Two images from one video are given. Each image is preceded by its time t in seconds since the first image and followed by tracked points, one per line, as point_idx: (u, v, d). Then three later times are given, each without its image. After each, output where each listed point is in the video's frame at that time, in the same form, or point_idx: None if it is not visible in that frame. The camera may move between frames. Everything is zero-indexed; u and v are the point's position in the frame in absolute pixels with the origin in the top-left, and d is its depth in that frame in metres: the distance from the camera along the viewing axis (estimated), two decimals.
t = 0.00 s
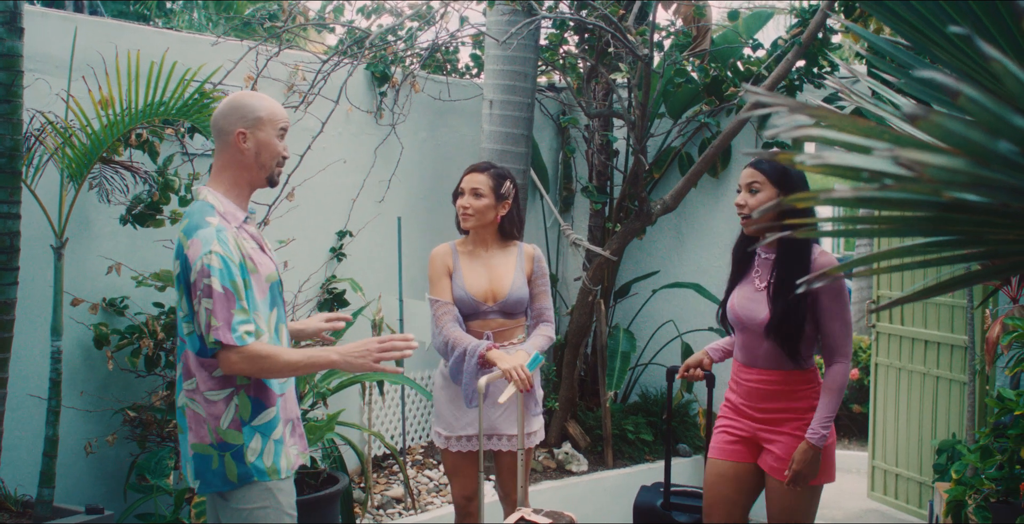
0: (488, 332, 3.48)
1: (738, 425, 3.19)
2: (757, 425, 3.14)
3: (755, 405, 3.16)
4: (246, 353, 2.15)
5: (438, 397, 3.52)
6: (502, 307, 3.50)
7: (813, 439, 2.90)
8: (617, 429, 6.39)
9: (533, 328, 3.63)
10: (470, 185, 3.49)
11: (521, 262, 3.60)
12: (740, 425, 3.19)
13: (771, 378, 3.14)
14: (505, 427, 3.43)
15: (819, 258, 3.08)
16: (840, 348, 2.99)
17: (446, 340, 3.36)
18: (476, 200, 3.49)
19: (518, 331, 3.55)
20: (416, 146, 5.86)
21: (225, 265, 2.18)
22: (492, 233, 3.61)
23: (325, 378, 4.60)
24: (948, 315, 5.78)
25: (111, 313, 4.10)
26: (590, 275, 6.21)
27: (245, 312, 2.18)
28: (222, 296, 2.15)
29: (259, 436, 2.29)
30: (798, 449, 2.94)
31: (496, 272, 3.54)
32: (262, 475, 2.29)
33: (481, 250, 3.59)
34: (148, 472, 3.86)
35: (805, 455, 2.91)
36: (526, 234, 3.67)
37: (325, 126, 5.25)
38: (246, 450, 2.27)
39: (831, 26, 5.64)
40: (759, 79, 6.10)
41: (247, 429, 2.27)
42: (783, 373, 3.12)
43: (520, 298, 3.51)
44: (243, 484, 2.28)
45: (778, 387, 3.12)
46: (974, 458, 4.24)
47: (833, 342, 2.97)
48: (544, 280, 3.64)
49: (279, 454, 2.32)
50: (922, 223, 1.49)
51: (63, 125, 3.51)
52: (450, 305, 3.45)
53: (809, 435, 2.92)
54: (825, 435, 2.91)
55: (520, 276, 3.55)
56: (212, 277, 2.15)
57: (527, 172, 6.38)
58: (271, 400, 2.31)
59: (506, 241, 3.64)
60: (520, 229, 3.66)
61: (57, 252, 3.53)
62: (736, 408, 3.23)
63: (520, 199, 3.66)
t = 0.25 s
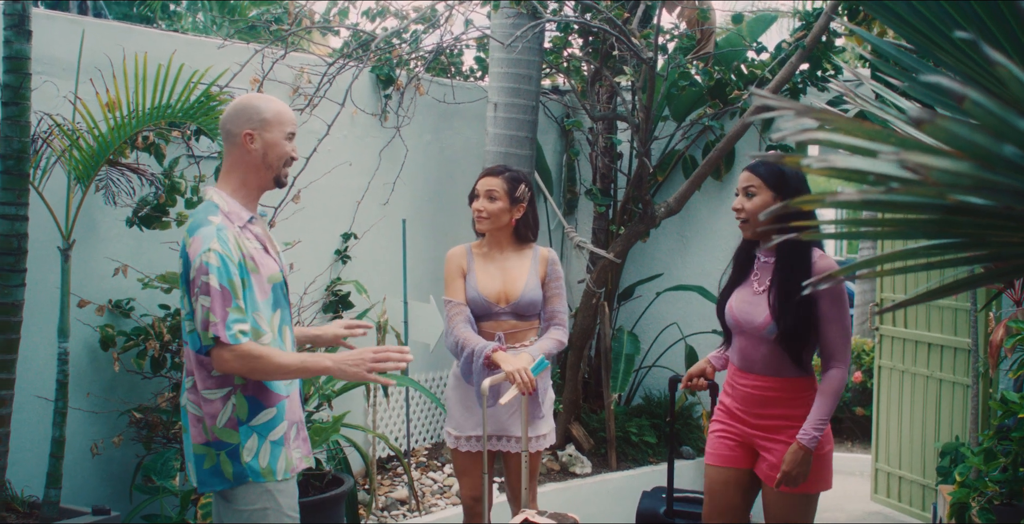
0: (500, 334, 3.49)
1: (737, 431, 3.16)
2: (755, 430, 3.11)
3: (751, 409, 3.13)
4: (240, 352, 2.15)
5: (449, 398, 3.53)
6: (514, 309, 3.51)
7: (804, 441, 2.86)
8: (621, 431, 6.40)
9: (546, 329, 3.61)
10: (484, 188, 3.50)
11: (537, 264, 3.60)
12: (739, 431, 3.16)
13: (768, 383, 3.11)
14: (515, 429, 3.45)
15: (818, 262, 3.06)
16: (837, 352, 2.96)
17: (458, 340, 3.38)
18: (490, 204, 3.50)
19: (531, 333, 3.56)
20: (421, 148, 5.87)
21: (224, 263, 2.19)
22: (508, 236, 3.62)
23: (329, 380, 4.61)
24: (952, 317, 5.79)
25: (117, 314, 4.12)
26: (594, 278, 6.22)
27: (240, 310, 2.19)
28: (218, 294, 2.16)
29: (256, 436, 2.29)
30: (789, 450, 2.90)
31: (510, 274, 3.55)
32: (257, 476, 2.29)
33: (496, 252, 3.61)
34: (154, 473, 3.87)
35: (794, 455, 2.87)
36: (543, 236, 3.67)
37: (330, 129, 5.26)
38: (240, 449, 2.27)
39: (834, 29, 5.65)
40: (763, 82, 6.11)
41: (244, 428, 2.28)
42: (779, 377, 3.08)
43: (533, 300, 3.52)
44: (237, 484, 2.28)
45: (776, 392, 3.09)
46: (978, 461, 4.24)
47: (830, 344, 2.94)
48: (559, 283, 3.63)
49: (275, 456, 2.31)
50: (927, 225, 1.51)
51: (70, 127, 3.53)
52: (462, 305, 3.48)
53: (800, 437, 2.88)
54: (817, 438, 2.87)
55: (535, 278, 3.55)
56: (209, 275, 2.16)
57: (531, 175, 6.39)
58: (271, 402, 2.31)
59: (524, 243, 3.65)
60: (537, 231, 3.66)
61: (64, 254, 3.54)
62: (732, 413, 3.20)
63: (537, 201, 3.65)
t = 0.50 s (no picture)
0: (513, 333, 3.50)
1: (719, 430, 3.00)
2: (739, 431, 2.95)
3: (732, 409, 2.97)
4: (227, 349, 2.15)
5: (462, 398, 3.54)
6: (529, 309, 3.52)
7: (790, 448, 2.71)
8: (625, 433, 6.40)
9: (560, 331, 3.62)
10: (501, 193, 3.51)
11: (552, 267, 3.62)
12: (721, 430, 3.00)
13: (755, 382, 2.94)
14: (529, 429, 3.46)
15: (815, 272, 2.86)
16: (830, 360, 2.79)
17: (467, 340, 3.39)
18: (506, 209, 3.51)
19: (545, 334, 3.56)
20: (426, 150, 5.88)
21: (230, 258, 2.20)
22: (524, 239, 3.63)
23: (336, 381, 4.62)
24: (956, 318, 5.79)
25: (123, 315, 4.13)
26: (599, 279, 6.22)
27: (235, 307, 2.18)
28: (219, 287, 2.17)
29: (243, 436, 2.28)
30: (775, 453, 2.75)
31: (526, 275, 3.56)
32: (241, 475, 2.28)
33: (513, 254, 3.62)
34: (160, 473, 3.88)
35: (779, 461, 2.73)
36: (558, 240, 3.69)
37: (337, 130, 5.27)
38: (227, 447, 2.27)
39: (839, 31, 5.65)
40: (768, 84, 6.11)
41: (232, 427, 2.28)
42: (767, 379, 2.91)
43: (548, 301, 3.53)
44: (224, 479, 2.29)
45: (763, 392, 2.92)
46: (983, 463, 4.24)
47: (820, 353, 2.79)
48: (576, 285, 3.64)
49: (261, 458, 2.29)
50: (932, 225, 1.51)
51: (77, 128, 3.54)
52: (476, 304, 3.49)
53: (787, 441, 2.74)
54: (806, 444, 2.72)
55: (549, 280, 3.57)
56: (214, 267, 2.17)
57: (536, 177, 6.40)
58: (260, 403, 2.30)
59: (539, 246, 3.66)
60: (552, 234, 3.68)
61: (71, 254, 3.55)
62: (713, 412, 3.05)
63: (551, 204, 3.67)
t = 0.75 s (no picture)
0: (529, 332, 3.50)
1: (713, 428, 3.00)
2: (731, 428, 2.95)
3: (725, 405, 2.97)
4: (214, 339, 2.14)
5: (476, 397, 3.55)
6: (545, 308, 3.52)
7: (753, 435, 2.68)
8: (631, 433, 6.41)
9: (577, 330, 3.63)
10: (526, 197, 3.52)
11: (569, 265, 3.63)
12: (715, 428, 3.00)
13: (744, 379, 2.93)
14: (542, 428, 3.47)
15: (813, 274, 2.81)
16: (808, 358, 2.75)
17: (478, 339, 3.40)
18: (535, 214, 3.53)
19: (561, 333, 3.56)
20: (432, 150, 5.89)
21: (232, 249, 2.21)
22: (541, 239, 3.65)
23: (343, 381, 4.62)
24: (962, 319, 5.79)
25: (130, 315, 4.13)
26: (604, 280, 6.22)
27: (230, 300, 2.18)
28: (218, 277, 2.17)
29: (233, 429, 2.29)
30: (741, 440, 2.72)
31: (543, 274, 3.57)
32: (232, 469, 2.28)
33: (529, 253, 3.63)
34: (166, 472, 3.89)
35: (749, 452, 2.69)
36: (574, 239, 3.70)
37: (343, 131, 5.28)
38: (218, 440, 2.29)
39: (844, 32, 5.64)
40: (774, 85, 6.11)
41: (223, 419, 2.29)
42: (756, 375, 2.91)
43: (566, 300, 3.54)
44: (218, 470, 2.31)
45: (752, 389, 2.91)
46: (990, 462, 4.24)
47: (805, 357, 2.70)
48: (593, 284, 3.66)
49: (251, 454, 2.29)
50: (940, 223, 1.52)
51: (84, 128, 3.55)
52: (490, 302, 3.50)
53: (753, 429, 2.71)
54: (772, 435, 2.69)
55: (565, 279, 3.58)
56: (214, 256, 2.17)
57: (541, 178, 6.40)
58: (252, 399, 2.30)
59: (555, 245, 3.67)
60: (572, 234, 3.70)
61: (78, 254, 3.56)
62: (709, 410, 3.05)
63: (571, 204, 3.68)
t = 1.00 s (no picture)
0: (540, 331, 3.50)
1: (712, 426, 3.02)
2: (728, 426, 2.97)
3: (725, 403, 2.99)
4: (212, 342, 2.15)
5: (485, 396, 3.55)
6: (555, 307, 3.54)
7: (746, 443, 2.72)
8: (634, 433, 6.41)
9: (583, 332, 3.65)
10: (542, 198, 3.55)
11: (576, 268, 3.66)
12: (714, 425, 3.02)
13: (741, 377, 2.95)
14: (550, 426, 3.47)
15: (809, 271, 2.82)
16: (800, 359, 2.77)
17: (486, 339, 3.40)
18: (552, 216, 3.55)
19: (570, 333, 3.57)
20: (435, 150, 5.89)
21: (233, 253, 2.20)
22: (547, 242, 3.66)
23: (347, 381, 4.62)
24: (966, 319, 5.79)
25: (133, 314, 4.14)
26: (607, 280, 6.22)
27: (231, 304, 2.19)
28: (218, 282, 2.17)
29: (242, 432, 2.29)
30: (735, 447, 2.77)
31: (553, 275, 3.59)
32: (241, 472, 2.29)
33: (537, 254, 3.64)
34: (170, 471, 3.90)
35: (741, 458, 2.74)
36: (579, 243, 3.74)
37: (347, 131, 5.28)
38: (227, 443, 2.29)
39: (848, 32, 5.64)
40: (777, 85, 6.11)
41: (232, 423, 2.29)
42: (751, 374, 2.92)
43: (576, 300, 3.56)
44: (226, 473, 2.31)
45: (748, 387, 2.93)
46: (994, 462, 4.24)
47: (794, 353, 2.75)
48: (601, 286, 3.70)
49: (260, 456, 2.29)
50: (944, 221, 1.51)
51: (89, 127, 3.56)
52: (498, 302, 3.50)
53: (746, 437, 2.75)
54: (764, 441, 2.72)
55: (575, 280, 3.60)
56: (214, 261, 2.17)
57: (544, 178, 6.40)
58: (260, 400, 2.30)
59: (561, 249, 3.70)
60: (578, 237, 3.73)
61: (83, 253, 3.57)
62: (711, 407, 3.06)
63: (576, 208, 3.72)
